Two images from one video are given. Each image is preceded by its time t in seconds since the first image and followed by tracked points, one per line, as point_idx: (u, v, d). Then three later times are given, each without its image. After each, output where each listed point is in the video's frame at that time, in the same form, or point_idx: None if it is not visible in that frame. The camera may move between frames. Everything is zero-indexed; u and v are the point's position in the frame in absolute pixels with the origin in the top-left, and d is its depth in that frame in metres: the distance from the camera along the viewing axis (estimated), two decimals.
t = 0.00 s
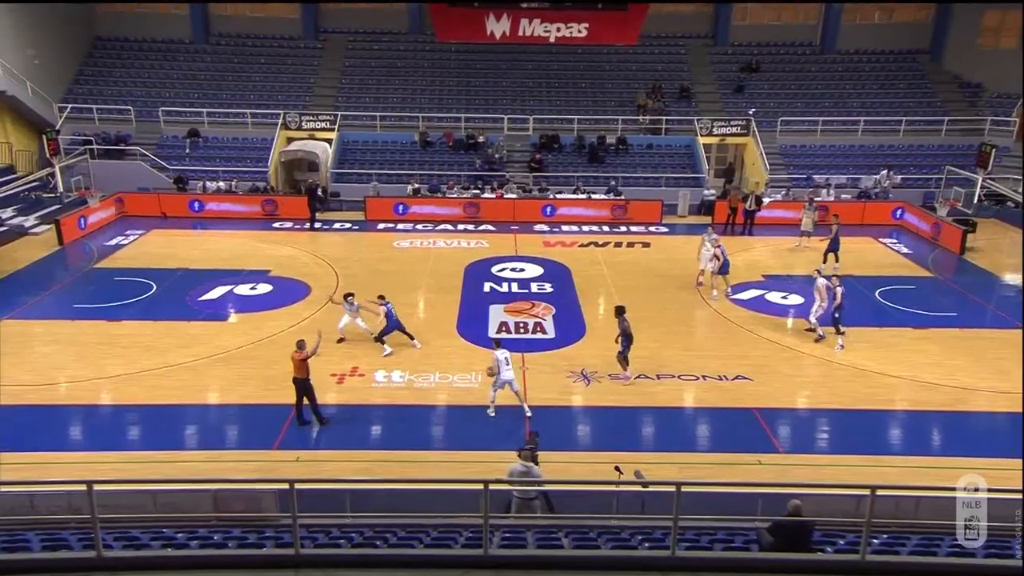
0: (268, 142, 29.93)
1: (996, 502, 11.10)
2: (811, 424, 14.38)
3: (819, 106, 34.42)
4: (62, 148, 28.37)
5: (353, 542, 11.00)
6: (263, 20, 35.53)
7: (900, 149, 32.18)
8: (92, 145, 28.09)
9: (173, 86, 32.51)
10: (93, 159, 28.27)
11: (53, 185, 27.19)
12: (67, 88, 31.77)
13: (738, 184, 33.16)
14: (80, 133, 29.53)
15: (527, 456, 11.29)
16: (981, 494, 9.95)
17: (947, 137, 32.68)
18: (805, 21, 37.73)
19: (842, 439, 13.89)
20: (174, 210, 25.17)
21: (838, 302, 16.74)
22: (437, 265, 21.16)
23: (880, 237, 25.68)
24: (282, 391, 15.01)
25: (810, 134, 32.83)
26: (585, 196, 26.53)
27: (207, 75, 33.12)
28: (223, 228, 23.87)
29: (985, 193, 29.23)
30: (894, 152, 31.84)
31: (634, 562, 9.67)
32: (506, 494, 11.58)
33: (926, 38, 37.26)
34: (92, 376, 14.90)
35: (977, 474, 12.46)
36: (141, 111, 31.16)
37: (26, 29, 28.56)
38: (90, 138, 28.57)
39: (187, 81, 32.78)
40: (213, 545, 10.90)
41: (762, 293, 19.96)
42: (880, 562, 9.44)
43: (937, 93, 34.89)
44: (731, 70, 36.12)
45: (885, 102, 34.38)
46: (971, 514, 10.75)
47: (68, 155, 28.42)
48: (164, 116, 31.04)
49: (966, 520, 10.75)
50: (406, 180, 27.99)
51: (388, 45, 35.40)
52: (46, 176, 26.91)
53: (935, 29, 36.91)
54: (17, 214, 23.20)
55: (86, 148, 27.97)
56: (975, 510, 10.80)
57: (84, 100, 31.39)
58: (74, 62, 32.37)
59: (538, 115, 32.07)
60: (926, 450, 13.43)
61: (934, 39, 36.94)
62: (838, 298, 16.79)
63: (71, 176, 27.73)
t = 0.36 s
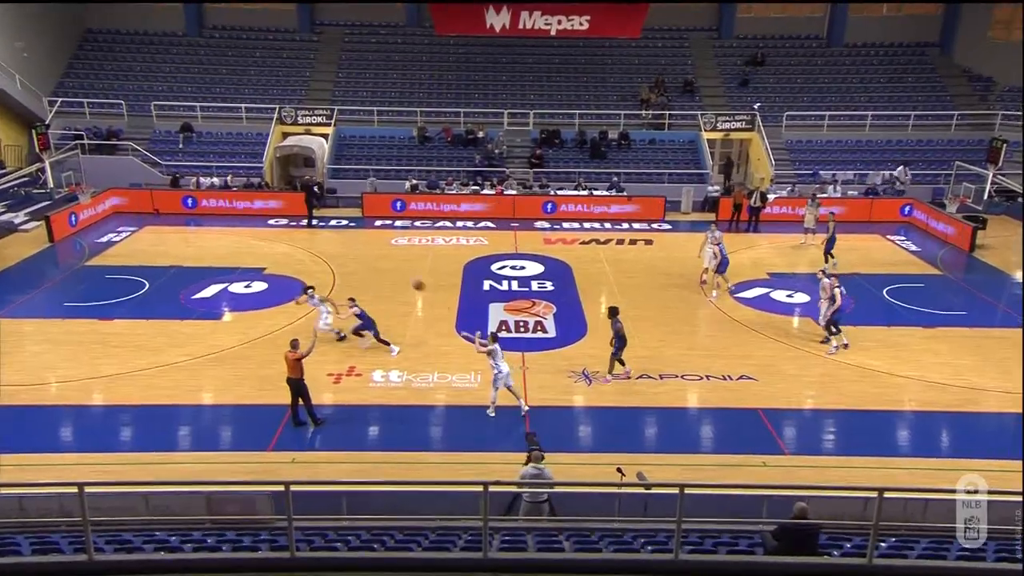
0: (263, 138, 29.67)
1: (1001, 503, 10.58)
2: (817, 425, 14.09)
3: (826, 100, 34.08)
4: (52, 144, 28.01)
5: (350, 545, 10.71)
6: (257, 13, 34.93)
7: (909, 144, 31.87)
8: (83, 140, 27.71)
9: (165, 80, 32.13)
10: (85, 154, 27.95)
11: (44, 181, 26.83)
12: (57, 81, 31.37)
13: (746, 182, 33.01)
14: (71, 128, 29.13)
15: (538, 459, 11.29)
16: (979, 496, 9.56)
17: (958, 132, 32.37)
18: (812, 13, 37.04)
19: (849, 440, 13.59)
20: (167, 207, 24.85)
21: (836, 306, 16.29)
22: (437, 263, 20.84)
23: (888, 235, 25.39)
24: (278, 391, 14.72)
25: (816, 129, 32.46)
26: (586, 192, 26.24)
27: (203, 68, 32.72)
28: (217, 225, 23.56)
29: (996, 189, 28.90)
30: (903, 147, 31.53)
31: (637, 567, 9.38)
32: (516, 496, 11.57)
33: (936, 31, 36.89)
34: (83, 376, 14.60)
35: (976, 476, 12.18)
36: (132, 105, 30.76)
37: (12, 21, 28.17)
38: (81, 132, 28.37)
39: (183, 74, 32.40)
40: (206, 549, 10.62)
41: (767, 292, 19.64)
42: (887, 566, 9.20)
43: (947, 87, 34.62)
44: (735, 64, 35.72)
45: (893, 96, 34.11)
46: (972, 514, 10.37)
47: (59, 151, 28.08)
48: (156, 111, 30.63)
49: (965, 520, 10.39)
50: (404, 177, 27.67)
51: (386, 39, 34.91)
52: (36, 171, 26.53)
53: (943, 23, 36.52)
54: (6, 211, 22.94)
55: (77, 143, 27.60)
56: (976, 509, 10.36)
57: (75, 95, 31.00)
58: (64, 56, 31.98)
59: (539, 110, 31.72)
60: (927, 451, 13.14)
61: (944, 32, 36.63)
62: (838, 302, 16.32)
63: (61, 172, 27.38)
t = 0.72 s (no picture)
0: (265, 134, 29.31)
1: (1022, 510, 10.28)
2: (829, 428, 13.77)
3: (840, 95, 33.66)
4: (51, 140, 27.77)
5: (352, 549, 10.44)
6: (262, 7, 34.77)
7: (924, 141, 31.47)
8: (82, 137, 27.47)
9: (166, 75, 31.89)
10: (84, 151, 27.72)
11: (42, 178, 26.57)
12: (57, 77, 31.20)
13: (758, 179, 32.54)
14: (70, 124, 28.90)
15: (545, 461, 10.99)
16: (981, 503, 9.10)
17: (975, 129, 31.95)
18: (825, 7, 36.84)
19: (862, 444, 13.27)
20: (166, 204, 24.65)
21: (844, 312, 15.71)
22: (442, 262, 20.56)
23: (902, 234, 24.99)
24: (279, 391, 14.47)
25: (830, 126, 32.06)
26: (594, 191, 25.92)
27: (207, 63, 32.52)
28: (218, 223, 23.35)
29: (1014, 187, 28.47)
30: (918, 144, 31.13)
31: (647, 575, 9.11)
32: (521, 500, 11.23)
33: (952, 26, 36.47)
34: (81, 377, 14.38)
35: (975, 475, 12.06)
36: (132, 101, 30.57)
37: (11, 16, 28.03)
38: (80, 128, 28.07)
39: (187, 70, 32.18)
40: (205, 553, 10.38)
41: (778, 293, 19.28)
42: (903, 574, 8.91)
43: (964, 82, 34.20)
44: (747, 59, 35.31)
45: (909, 91, 33.66)
46: (973, 515, 10.03)
47: (58, 148, 27.84)
48: (156, 107, 30.40)
49: (965, 521, 10.03)
50: (409, 174, 27.40)
51: (392, 35, 34.68)
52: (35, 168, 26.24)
53: (959, 18, 36.11)
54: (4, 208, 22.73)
55: (76, 139, 27.36)
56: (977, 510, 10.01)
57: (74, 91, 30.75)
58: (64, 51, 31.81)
59: (546, 107, 31.42)
60: (932, 451, 12.94)
61: (961, 27, 36.20)
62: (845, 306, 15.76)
63: (60, 169, 27.14)
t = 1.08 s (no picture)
0: (292, 132, 29.38)
1: None
2: (866, 439, 13.28)
3: (882, 94, 32.88)
4: (80, 139, 27.97)
5: (375, 554, 10.24)
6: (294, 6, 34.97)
7: (969, 143, 30.61)
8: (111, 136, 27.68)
9: (199, 74, 32.11)
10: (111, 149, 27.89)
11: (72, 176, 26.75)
12: (86, 76, 31.53)
13: (793, 180, 31.87)
14: (98, 122, 29.13)
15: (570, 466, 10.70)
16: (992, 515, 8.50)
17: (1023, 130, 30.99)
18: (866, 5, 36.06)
19: (901, 456, 12.77)
20: (193, 203, 24.74)
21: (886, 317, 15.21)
22: (468, 264, 20.33)
23: (945, 239, 24.30)
24: (303, 392, 14.31)
25: (870, 126, 31.36)
26: (624, 192, 25.53)
27: (238, 61, 32.72)
28: (244, 222, 23.37)
29: None
30: (962, 146, 30.24)
31: None
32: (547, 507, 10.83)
33: (1000, 23, 35.47)
34: (107, 375, 14.36)
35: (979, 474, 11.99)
36: (161, 99, 30.85)
37: (43, 15, 28.37)
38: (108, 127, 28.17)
39: (219, 68, 32.38)
40: (227, 555, 10.25)
41: (814, 298, 18.77)
42: None
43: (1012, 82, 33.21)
44: (784, 58, 34.69)
45: (953, 91, 32.79)
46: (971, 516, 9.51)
47: (86, 146, 28.01)
48: (184, 105, 30.68)
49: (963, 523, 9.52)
50: (436, 174, 27.23)
51: (421, 33, 34.63)
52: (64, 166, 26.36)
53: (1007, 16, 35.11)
54: (33, 205, 22.90)
55: (105, 138, 27.57)
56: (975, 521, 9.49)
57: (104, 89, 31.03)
58: (96, 50, 32.21)
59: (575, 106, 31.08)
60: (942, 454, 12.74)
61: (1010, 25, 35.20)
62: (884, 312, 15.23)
63: (89, 167, 27.33)
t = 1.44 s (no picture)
0: (326, 132, 29.43)
1: None
2: (915, 455, 12.66)
3: (936, 94, 31.89)
4: (117, 138, 28.30)
5: (405, 562, 9.98)
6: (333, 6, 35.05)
7: None
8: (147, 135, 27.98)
9: (239, 74, 32.33)
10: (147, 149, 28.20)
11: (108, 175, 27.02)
12: (124, 76, 31.93)
13: (840, 184, 31.07)
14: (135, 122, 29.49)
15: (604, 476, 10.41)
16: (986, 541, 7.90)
17: None
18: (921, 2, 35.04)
19: (953, 474, 12.13)
20: (227, 204, 24.83)
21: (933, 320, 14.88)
22: (502, 267, 20.04)
23: (1002, 247, 23.40)
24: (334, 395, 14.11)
25: (923, 129, 30.43)
26: (663, 196, 25.02)
27: (275, 61, 32.90)
28: (277, 223, 23.38)
29: None
30: (1019, 150, 29.22)
31: None
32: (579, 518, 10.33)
33: None
34: (140, 375, 14.34)
35: (978, 479, 11.94)
36: (196, 99, 31.11)
37: (82, 16, 28.86)
38: (145, 126, 28.52)
39: (255, 68, 32.58)
40: (256, 560, 10.08)
41: (861, 307, 18.12)
42: None
43: None
44: (833, 57, 33.80)
45: (1012, 92, 31.66)
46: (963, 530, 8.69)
47: (123, 146, 28.34)
48: (219, 105, 30.93)
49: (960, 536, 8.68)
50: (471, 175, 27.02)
51: (456, 33, 34.49)
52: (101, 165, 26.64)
53: None
54: (70, 205, 23.16)
55: (141, 137, 27.88)
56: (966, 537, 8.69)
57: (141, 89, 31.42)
58: (134, 50, 32.64)
59: (613, 107, 30.67)
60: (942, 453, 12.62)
61: None
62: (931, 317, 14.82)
63: (125, 167, 27.61)
